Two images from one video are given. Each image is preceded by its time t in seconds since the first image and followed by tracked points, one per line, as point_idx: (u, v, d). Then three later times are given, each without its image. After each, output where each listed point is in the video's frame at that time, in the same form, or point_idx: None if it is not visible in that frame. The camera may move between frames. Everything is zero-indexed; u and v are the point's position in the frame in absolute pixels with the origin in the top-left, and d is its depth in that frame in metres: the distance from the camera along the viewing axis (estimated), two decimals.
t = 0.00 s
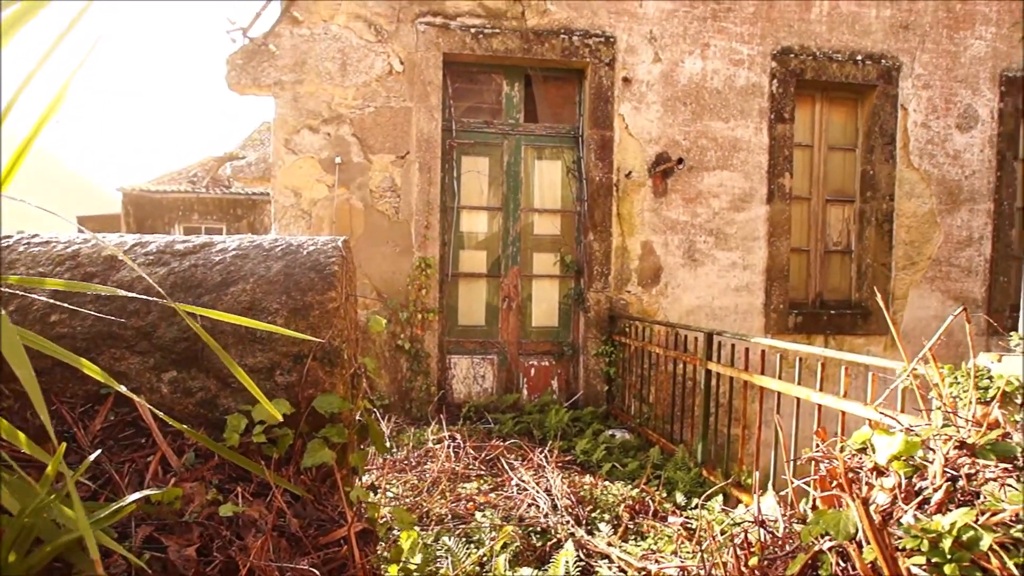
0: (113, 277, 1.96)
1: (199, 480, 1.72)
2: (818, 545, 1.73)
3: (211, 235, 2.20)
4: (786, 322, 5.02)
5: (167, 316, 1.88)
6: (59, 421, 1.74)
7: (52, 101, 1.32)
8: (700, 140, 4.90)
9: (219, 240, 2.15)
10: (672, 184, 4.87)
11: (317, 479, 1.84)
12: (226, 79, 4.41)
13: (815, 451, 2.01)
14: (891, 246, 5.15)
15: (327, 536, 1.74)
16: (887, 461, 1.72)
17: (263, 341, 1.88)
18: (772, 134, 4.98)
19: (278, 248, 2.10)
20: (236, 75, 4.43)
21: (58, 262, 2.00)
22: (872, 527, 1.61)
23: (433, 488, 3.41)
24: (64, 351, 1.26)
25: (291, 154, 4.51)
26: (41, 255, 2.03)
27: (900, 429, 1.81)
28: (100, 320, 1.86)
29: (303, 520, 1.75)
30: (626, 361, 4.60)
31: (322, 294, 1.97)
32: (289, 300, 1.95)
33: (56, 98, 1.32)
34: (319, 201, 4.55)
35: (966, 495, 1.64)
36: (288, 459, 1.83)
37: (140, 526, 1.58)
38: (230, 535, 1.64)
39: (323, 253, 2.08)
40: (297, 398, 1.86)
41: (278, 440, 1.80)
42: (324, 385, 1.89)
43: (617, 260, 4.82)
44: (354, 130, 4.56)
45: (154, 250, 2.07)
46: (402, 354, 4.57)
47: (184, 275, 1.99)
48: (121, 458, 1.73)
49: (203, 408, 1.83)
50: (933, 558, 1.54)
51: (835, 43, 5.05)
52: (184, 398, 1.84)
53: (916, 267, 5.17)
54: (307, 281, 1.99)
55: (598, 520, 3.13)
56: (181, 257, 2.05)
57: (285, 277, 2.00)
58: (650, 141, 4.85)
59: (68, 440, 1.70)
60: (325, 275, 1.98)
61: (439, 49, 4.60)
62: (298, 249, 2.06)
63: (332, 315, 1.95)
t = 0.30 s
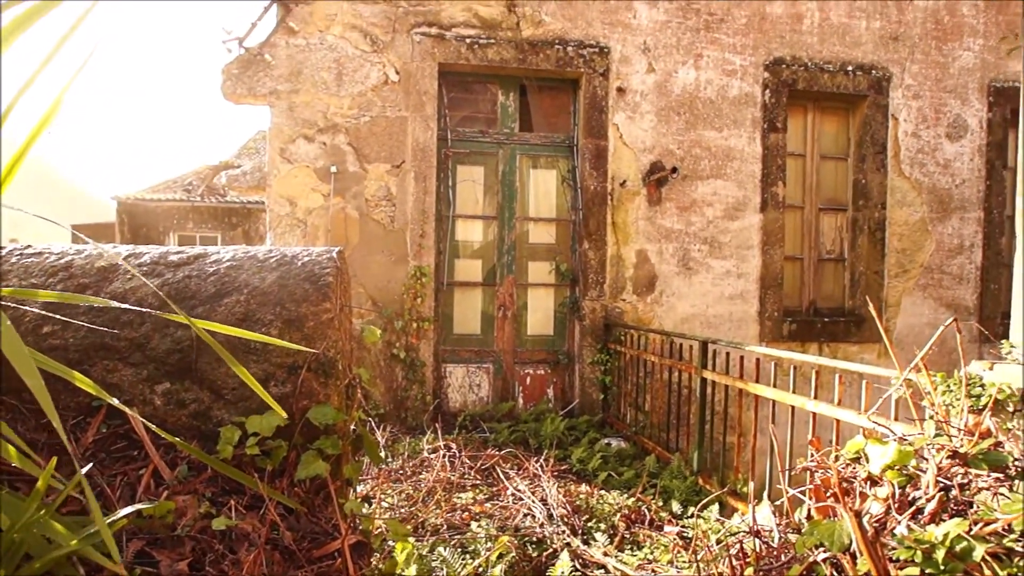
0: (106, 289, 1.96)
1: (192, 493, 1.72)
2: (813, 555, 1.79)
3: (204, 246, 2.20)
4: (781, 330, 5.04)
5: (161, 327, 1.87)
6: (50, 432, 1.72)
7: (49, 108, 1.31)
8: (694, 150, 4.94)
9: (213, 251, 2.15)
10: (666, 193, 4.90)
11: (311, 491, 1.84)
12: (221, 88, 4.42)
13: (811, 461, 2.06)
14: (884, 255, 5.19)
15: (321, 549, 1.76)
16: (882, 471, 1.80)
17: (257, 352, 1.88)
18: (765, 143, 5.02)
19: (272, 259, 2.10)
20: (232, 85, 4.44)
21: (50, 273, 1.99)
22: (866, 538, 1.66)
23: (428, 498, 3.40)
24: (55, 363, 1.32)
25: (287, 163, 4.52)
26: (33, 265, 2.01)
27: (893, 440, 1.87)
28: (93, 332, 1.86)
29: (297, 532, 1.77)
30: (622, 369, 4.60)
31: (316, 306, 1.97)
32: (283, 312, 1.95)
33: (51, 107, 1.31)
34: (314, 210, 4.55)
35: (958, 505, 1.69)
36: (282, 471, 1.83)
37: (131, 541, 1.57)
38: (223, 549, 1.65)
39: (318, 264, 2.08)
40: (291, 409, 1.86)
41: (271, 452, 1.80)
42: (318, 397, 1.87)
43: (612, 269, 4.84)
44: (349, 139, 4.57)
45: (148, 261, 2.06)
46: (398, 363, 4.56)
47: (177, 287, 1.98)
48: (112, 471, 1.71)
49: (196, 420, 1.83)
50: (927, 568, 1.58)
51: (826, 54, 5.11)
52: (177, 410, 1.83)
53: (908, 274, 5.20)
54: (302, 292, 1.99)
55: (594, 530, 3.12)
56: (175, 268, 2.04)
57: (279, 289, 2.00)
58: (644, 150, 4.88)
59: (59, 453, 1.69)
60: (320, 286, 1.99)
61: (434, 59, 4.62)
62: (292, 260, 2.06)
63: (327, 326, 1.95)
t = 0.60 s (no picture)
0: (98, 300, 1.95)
1: (181, 507, 1.72)
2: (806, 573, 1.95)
3: (198, 258, 2.21)
4: (774, 342, 5.07)
5: (153, 339, 1.87)
6: (38, 445, 1.70)
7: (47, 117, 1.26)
8: (688, 163, 4.98)
9: (206, 262, 2.15)
10: (660, 206, 4.93)
11: (301, 504, 1.84)
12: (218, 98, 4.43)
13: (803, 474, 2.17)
14: (875, 268, 5.24)
15: (311, 564, 1.76)
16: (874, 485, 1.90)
17: (249, 365, 1.87)
18: (758, 156, 5.08)
19: (266, 270, 2.11)
20: (228, 94, 4.45)
21: (42, 283, 1.98)
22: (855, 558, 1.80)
23: (422, 510, 3.38)
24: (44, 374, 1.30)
25: (283, 173, 4.52)
26: (24, 276, 2.00)
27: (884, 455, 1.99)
28: (83, 343, 1.84)
29: (287, 547, 1.76)
30: (616, 381, 4.61)
31: (310, 317, 1.97)
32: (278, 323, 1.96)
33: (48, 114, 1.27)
34: (309, 220, 4.55)
35: (946, 521, 1.81)
36: (273, 485, 1.83)
37: (119, 555, 1.56)
38: (210, 564, 1.65)
39: (311, 277, 2.10)
40: (283, 421, 1.86)
41: (262, 465, 1.79)
42: (310, 409, 1.88)
43: (606, 281, 4.86)
44: (345, 149, 4.58)
45: (141, 272, 2.06)
46: (392, 373, 4.54)
47: (170, 297, 1.98)
48: (101, 484, 1.71)
49: (187, 433, 1.82)
50: None
51: (818, 69, 5.19)
52: (168, 422, 1.81)
53: (899, 288, 5.25)
54: (296, 303, 2.00)
55: (588, 543, 3.11)
56: (168, 279, 2.05)
57: (273, 299, 2.00)
58: (639, 163, 4.92)
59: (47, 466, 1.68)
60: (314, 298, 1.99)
61: (431, 71, 4.65)
62: (287, 272, 2.07)
63: (321, 338, 1.96)
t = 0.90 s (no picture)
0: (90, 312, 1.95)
1: (172, 521, 1.73)
2: None
3: (191, 269, 2.20)
4: (768, 352, 5.09)
5: (145, 352, 1.88)
6: (28, 458, 1.70)
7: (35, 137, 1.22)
8: (681, 174, 5.00)
9: (200, 274, 2.15)
10: (654, 217, 4.95)
11: (293, 518, 1.85)
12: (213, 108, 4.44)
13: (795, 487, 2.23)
14: (867, 278, 5.27)
15: None
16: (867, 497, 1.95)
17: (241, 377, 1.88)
18: (751, 168, 5.11)
19: (259, 282, 2.11)
20: (223, 105, 4.46)
21: (34, 295, 1.97)
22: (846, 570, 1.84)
23: (415, 522, 3.35)
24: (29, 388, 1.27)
25: (277, 183, 4.53)
26: (16, 288, 1.99)
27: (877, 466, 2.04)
28: (75, 354, 1.85)
29: (279, 560, 1.76)
30: (610, 391, 4.61)
31: (303, 330, 1.98)
32: (270, 337, 1.97)
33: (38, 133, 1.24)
34: (304, 231, 4.55)
35: (937, 534, 1.88)
36: (266, 498, 1.84)
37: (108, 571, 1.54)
38: None
39: (305, 289, 2.10)
40: (276, 435, 1.88)
41: (255, 479, 1.82)
42: (302, 422, 1.90)
43: (600, 292, 4.87)
44: (340, 160, 4.59)
45: (134, 284, 2.06)
46: (386, 384, 4.54)
47: (163, 310, 1.98)
48: (91, 498, 1.70)
49: (178, 446, 1.83)
50: None
51: (809, 82, 5.24)
52: (159, 436, 1.83)
53: (892, 298, 5.28)
54: (289, 316, 2.00)
55: (583, 554, 3.08)
56: (161, 291, 2.04)
57: (266, 312, 2.01)
58: (632, 174, 4.94)
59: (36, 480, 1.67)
60: (306, 311, 2.00)
61: (425, 83, 4.67)
62: (280, 284, 2.07)
63: (313, 351, 1.97)
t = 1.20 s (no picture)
0: (79, 325, 1.93)
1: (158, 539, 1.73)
2: None
3: (182, 282, 2.19)
4: (760, 364, 5.11)
5: (134, 365, 1.86)
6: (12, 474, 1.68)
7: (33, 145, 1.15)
8: (674, 187, 5.05)
9: (191, 287, 2.14)
10: (647, 229, 4.98)
11: (282, 534, 1.87)
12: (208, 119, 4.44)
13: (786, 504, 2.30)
14: (858, 291, 5.31)
15: None
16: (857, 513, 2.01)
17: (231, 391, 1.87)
18: (743, 182, 5.16)
19: (251, 296, 2.11)
20: (219, 116, 4.47)
21: (22, 308, 1.96)
22: None
23: (406, 536, 3.31)
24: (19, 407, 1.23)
25: (271, 195, 4.53)
26: (4, 300, 1.97)
27: (866, 483, 2.10)
28: (62, 368, 1.84)
29: None
30: (604, 404, 4.60)
31: (294, 344, 1.99)
32: (261, 350, 1.96)
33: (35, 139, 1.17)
34: (298, 241, 4.55)
35: (926, 550, 1.93)
36: (254, 514, 1.85)
37: None
38: None
39: (297, 303, 2.10)
40: (265, 451, 1.88)
41: (243, 495, 1.83)
42: (293, 437, 1.91)
43: (594, 304, 4.88)
44: (335, 171, 4.60)
45: (124, 297, 2.05)
46: (379, 397, 4.51)
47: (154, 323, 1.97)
48: (76, 514, 1.68)
49: (166, 461, 1.83)
50: None
51: (799, 98, 5.31)
52: (146, 451, 1.82)
53: (882, 311, 5.33)
54: (280, 330, 2.00)
55: (575, 569, 3.05)
56: (151, 304, 2.03)
57: (257, 326, 2.01)
58: (626, 187, 4.98)
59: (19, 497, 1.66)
60: (298, 325, 2.00)
61: (421, 95, 4.70)
62: (271, 298, 2.07)
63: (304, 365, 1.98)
